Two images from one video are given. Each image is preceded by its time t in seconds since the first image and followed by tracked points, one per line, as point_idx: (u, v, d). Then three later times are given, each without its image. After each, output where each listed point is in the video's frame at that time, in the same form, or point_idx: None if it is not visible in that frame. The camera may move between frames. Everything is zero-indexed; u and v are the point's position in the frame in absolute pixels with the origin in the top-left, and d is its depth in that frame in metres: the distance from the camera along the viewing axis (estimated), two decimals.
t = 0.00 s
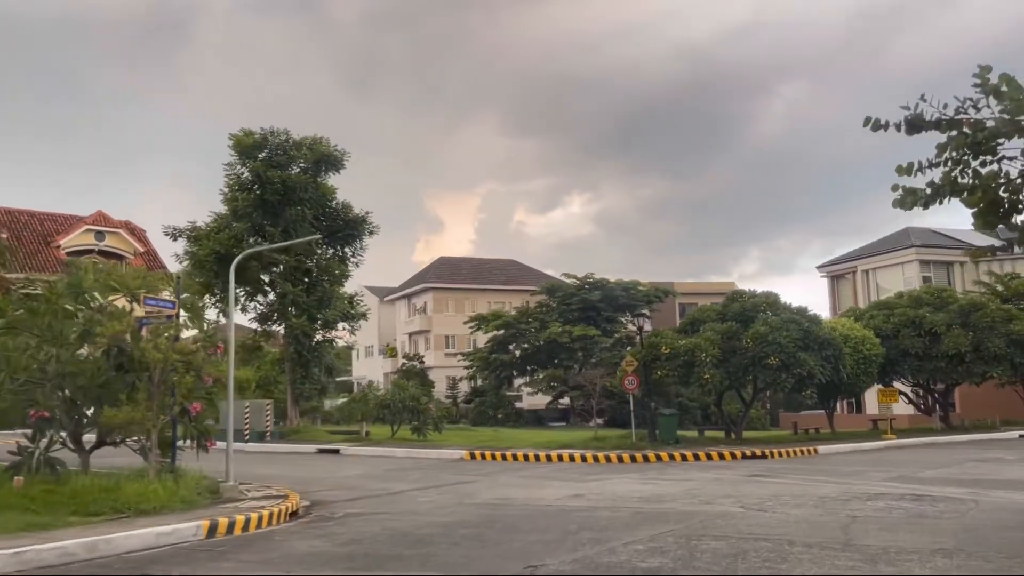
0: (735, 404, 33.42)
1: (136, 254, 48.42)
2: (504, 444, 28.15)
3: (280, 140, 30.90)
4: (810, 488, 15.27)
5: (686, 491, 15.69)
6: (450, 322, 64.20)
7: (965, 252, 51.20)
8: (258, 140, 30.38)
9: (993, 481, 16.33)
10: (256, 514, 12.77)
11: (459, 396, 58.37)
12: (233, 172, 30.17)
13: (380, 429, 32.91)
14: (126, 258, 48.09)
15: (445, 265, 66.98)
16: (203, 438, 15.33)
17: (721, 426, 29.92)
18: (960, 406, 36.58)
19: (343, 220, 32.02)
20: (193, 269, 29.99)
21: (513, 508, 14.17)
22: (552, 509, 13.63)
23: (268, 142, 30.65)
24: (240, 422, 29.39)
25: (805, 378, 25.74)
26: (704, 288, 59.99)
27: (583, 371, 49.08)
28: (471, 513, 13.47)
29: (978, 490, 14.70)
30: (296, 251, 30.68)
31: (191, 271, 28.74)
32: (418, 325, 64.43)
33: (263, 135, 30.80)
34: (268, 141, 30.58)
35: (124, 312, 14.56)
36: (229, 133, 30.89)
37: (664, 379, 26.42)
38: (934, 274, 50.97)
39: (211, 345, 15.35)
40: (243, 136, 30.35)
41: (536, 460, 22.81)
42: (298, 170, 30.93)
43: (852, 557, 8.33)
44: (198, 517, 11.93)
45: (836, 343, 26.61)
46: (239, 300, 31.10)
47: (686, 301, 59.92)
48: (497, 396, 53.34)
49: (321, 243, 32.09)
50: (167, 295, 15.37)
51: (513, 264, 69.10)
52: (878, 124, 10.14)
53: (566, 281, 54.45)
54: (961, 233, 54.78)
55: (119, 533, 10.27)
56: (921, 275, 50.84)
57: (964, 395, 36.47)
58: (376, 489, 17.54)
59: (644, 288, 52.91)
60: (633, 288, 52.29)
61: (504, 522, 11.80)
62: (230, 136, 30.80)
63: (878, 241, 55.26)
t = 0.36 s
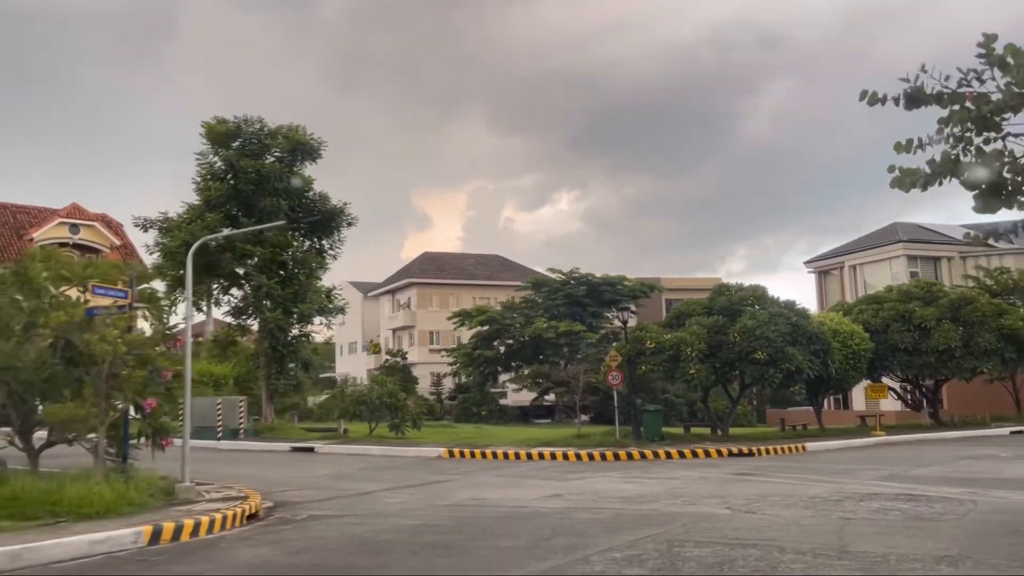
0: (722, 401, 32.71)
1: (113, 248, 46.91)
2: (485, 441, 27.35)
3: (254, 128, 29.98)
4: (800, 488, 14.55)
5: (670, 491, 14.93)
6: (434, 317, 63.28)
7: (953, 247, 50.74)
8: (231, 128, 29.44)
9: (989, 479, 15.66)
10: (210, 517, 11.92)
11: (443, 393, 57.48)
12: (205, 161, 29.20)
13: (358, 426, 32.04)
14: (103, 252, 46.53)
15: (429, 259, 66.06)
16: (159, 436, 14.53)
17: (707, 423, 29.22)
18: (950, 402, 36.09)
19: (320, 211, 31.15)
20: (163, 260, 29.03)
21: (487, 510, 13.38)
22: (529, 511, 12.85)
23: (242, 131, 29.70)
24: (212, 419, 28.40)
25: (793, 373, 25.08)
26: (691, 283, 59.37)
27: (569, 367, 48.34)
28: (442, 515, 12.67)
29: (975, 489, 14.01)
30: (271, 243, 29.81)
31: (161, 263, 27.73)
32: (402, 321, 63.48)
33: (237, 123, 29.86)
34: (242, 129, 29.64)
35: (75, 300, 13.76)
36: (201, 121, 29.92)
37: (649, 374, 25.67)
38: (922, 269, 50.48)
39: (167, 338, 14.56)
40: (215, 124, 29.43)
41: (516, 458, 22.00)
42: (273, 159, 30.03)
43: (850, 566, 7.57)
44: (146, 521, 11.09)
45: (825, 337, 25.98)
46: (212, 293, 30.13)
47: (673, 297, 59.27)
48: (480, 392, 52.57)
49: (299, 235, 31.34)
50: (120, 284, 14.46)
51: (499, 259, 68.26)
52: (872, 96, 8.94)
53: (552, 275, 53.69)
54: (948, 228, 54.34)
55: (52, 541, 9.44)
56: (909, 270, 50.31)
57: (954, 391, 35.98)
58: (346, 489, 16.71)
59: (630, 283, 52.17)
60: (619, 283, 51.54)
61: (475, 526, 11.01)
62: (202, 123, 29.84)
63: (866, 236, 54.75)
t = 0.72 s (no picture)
0: (708, 397, 32.16)
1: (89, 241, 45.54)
2: (466, 438, 26.69)
3: (229, 115, 29.16)
4: (789, 487, 13.94)
5: (654, 490, 14.31)
6: (418, 312, 62.49)
7: (940, 243, 50.45)
8: (205, 115, 28.59)
9: (984, 477, 15.10)
10: (166, 519, 11.20)
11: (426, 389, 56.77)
12: (178, 148, 28.34)
13: (336, 423, 31.27)
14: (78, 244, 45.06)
15: (413, 253, 65.22)
16: (114, 433, 13.73)
17: (693, 419, 28.67)
18: (937, 397, 35.74)
19: (297, 201, 30.37)
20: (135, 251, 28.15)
21: (462, 510, 12.68)
22: (505, 512, 12.18)
23: (217, 118, 28.86)
24: (185, 415, 27.55)
25: (782, 369, 24.54)
26: (677, 278, 58.88)
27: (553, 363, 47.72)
28: (414, 517, 11.98)
29: (972, 488, 13.43)
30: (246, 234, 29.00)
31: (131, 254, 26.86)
32: (385, 316, 62.65)
33: (212, 110, 29.03)
34: (216, 117, 28.82)
35: (26, 283, 13.08)
36: (174, 108, 29.08)
37: (634, 369, 25.06)
38: (908, 265, 50.15)
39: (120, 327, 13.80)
40: (188, 111, 28.58)
41: (497, 455, 21.34)
42: (248, 148, 29.24)
43: None
44: (93, 524, 10.35)
45: (813, 332, 25.44)
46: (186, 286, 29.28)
47: (659, 292, 58.74)
48: (464, 388, 51.89)
49: (276, 227, 30.62)
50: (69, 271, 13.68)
51: (484, 254, 67.52)
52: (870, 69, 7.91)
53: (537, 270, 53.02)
54: (935, 224, 54.07)
55: None
56: (896, 266, 49.96)
57: (941, 386, 35.64)
58: (317, 488, 15.98)
59: (616, 278, 51.56)
60: (605, 277, 51.00)
61: (446, 530, 10.33)
62: (176, 111, 29.00)
63: (852, 231, 54.39)
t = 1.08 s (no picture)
0: (695, 391, 31.77)
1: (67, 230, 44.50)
2: (449, 432, 26.17)
3: (207, 102, 28.46)
4: (778, 483, 13.51)
5: (640, 487, 13.85)
6: (403, 305, 61.84)
7: (928, 237, 50.25)
8: (183, 101, 27.87)
9: (977, 473, 14.74)
10: (126, 518, 10.64)
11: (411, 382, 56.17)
12: (154, 135, 27.61)
13: (317, 416, 30.69)
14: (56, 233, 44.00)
15: (399, 246, 64.53)
16: (77, 427, 13.15)
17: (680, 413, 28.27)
18: (924, 391, 35.53)
19: (277, 190, 29.74)
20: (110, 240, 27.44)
21: (438, 508, 12.19)
22: (485, 510, 11.70)
23: (195, 105, 28.16)
24: (161, 408, 26.90)
25: (770, 363, 24.14)
26: (665, 272, 58.49)
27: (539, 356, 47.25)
28: (388, 516, 11.46)
29: (965, 485, 13.03)
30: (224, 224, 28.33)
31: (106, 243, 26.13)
32: (370, 308, 61.96)
33: (190, 96, 28.32)
34: (194, 103, 28.09)
35: None
36: (150, 94, 28.32)
37: (620, 362, 24.58)
38: (896, 259, 49.93)
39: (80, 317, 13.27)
40: (165, 97, 27.85)
41: (480, 450, 20.83)
42: (227, 135, 28.59)
43: None
44: (46, 524, 9.79)
45: (802, 325, 25.04)
46: (162, 276, 28.59)
47: (646, 285, 58.36)
48: (450, 382, 51.35)
49: (256, 216, 29.97)
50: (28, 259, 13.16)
51: (470, 246, 66.92)
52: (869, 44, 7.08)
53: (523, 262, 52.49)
54: (922, 218, 53.90)
55: None
56: (884, 260, 49.73)
57: (929, 380, 35.43)
58: (290, 484, 15.42)
59: (603, 271, 51.09)
60: (592, 270, 50.58)
61: (422, 530, 9.82)
62: (152, 96, 28.25)
63: (840, 225, 54.14)
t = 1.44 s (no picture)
0: (684, 385, 31.38)
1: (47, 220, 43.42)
2: (433, 426, 25.68)
3: (187, 89, 27.84)
4: (770, 481, 13.07)
5: (628, 485, 13.39)
6: (390, 298, 61.26)
7: (918, 232, 50.05)
8: (163, 87, 27.24)
9: (972, 471, 14.37)
10: (85, 519, 10.08)
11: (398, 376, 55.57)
12: (133, 122, 26.95)
13: (299, 409, 30.11)
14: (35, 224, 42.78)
15: (386, 238, 63.88)
16: (37, 422, 12.49)
17: (668, 409, 27.87)
18: (914, 386, 35.30)
19: (260, 179, 29.29)
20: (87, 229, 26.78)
21: (417, 507, 11.71)
22: (465, 510, 11.22)
23: (176, 91, 27.53)
24: (139, 401, 26.29)
25: (760, 358, 23.72)
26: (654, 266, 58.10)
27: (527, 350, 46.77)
28: (364, 516, 10.95)
29: (962, 484, 12.63)
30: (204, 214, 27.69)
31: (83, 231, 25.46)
32: (357, 301, 61.33)
33: (170, 82, 27.70)
34: (174, 90, 27.47)
35: None
36: (129, 80, 27.67)
37: (608, 356, 24.14)
38: (886, 253, 49.67)
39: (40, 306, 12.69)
40: (145, 83, 27.20)
41: (464, 445, 20.34)
42: (208, 122, 28.00)
43: None
44: None
45: (794, 320, 24.62)
46: (141, 266, 27.94)
47: (635, 279, 57.95)
48: (437, 376, 50.78)
49: (237, 206, 29.39)
50: None
51: (458, 239, 66.35)
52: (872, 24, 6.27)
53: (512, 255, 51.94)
54: (912, 213, 53.73)
55: None
56: (874, 254, 49.45)
57: (919, 374, 35.20)
58: (266, 481, 14.89)
59: (592, 264, 50.66)
60: (581, 263, 50.14)
61: (397, 532, 9.33)
62: (130, 83, 27.60)
63: (830, 219, 53.88)
